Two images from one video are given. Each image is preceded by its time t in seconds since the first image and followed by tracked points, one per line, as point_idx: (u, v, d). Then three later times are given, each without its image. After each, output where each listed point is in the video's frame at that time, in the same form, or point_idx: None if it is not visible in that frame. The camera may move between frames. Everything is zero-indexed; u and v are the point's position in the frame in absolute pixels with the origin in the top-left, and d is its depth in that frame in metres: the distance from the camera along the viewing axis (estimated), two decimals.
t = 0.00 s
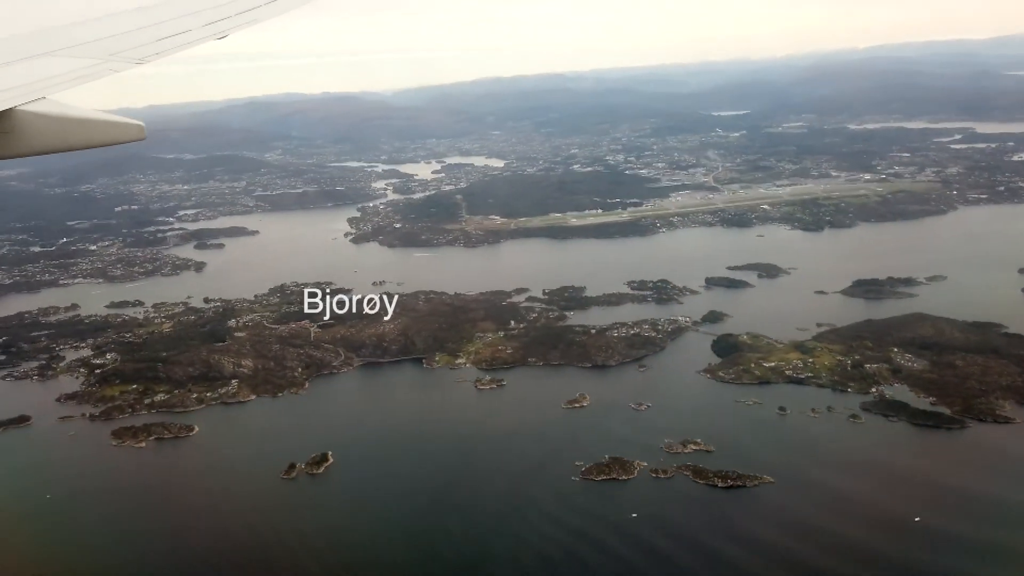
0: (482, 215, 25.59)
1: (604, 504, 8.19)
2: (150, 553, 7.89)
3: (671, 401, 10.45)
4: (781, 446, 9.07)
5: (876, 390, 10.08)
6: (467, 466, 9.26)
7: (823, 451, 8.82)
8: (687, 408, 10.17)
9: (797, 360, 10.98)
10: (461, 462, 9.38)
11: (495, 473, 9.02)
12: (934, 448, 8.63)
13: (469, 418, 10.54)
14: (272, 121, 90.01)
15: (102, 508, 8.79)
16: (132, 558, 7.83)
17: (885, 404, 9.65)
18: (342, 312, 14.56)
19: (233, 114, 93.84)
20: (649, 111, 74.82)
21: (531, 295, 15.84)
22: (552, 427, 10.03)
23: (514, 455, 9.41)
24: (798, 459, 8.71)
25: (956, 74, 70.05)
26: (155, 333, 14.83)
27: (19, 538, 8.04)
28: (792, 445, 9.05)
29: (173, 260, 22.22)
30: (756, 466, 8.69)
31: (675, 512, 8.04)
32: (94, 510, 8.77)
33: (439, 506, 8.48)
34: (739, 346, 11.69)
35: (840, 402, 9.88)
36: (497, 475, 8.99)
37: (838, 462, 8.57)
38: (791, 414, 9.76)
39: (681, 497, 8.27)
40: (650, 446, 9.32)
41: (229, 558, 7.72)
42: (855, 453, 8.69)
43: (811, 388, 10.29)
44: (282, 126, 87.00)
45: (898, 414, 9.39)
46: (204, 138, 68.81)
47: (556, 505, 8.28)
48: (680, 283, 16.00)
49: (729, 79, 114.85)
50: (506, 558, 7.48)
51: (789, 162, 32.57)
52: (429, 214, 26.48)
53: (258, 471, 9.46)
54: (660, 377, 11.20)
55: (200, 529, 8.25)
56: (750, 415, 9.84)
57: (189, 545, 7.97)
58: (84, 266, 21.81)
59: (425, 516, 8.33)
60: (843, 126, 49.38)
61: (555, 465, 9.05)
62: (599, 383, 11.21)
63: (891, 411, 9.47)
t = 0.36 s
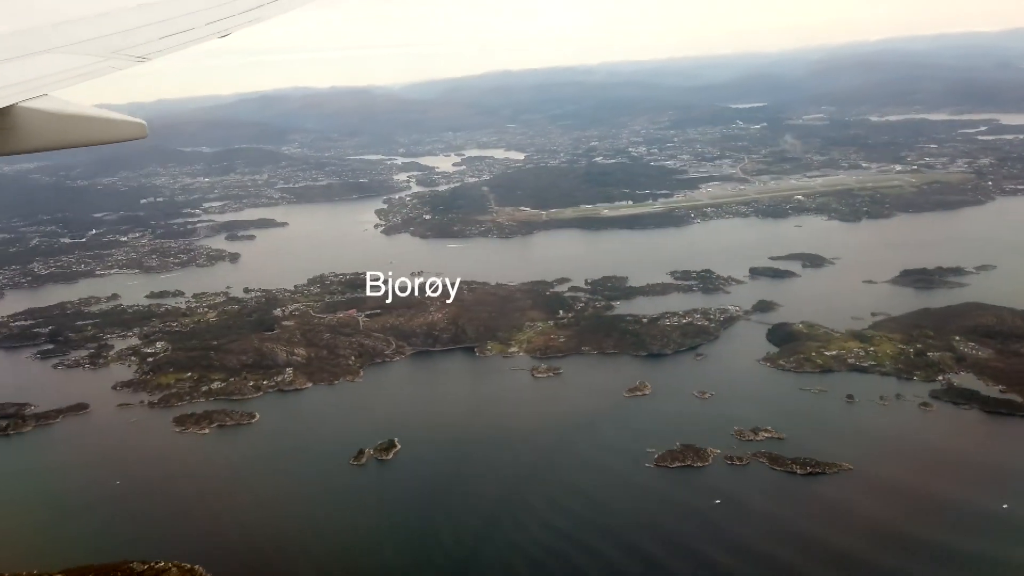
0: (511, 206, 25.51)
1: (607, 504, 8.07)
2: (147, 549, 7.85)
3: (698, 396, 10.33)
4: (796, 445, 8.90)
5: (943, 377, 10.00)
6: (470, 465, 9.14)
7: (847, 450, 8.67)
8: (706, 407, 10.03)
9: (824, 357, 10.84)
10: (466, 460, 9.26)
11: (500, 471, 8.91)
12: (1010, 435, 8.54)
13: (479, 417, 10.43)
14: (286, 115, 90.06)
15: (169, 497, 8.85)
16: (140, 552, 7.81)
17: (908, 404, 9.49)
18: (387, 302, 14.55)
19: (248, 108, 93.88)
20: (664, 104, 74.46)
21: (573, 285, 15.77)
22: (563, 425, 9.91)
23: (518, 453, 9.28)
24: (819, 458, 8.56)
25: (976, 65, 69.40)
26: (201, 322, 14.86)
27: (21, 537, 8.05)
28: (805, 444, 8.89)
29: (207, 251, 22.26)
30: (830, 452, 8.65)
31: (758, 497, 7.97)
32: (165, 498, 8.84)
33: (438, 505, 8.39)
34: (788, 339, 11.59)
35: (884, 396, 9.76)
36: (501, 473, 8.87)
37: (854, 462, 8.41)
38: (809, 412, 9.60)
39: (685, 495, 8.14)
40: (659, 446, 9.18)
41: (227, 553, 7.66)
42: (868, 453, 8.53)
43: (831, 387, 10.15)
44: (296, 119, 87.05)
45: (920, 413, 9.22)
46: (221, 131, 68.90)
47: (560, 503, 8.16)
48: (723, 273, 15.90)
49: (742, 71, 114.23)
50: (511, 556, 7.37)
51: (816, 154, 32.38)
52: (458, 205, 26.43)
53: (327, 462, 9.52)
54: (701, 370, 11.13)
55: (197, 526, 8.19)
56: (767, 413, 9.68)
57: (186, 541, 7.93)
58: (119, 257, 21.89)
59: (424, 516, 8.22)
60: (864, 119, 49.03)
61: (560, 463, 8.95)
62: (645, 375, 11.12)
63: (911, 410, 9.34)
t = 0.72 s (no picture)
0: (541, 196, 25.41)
1: (614, 506, 8.04)
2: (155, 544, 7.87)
3: (713, 394, 10.26)
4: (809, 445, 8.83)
5: (1010, 363, 9.91)
6: (478, 467, 9.13)
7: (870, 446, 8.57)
8: (718, 405, 9.96)
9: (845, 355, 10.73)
10: (473, 462, 9.25)
11: (507, 474, 8.90)
12: None
13: (490, 416, 10.41)
14: (300, 106, 89.98)
15: (203, 492, 8.83)
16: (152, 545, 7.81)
17: (928, 402, 9.37)
18: (433, 290, 14.54)
19: (261, 100, 93.77)
20: (680, 94, 74.00)
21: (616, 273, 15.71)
22: (573, 425, 9.87)
23: (526, 456, 9.26)
24: (835, 458, 8.49)
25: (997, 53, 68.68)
26: (246, 311, 14.88)
27: (34, 538, 8.11)
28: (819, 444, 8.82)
29: (239, 240, 22.27)
30: (902, 439, 8.61)
31: (789, 497, 7.93)
32: (196, 494, 8.83)
33: (443, 507, 8.38)
34: (811, 337, 11.49)
35: (905, 393, 9.65)
36: (508, 477, 8.86)
37: (868, 463, 8.33)
38: (826, 409, 9.51)
39: (692, 498, 8.11)
40: (668, 447, 9.14)
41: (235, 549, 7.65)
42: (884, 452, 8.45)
43: (852, 384, 10.04)
44: (310, 110, 86.95)
45: (941, 412, 9.12)
46: (236, 123, 68.87)
47: (566, 507, 8.14)
48: (766, 261, 15.81)
49: (755, 61, 113.51)
50: (514, 557, 7.34)
51: (843, 143, 32.15)
52: (486, 195, 26.34)
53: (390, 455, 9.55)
54: (719, 363, 11.04)
55: (203, 522, 8.20)
56: (782, 412, 9.61)
57: (191, 537, 7.93)
58: (152, 246, 21.91)
59: (429, 517, 8.21)
60: (886, 108, 48.63)
61: (567, 466, 8.93)
62: (662, 370, 11.04)
63: (930, 408, 9.22)
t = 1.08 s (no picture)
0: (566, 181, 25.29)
1: (615, 494, 8.13)
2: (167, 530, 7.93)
3: (723, 380, 10.29)
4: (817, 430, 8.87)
5: None
6: (485, 452, 9.20)
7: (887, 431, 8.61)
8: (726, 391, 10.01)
9: (860, 340, 10.73)
10: (481, 448, 9.31)
11: (513, 461, 8.97)
12: None
13: (500, 400, 10.44)
14: (308, 95, 89.69)
15: (245, 479, 8.92)
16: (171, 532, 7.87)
17: (944, 383, 9.36)
18: (476, 275, 14.52)
19: (269, 90, 93.52)
20: (691, 77, 73.58)
21: (655, 255, 15.64)
22: (581, 412, 9.92)
23: (532, 443, 9.32)
24: (847, 442, 8.52)
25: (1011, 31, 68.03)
26: (287, 298, 14.90)
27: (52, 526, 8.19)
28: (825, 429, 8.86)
29: (268, 229, 22.25)
30: (974, 417, 8.59)
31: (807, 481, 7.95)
32: (223, 483, 8.88)
33: (448, 491, 8.44)
34: (833, 318, 11.46)
35: (921, 374, 9.65)
36: (514, 463, 8.93)
37: (876, 447, 8.36)
38: (836, 392, 9.52)
39: (696, 484, 8.17)
40: (674, 435, 9.20)
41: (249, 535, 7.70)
42: (892, 438, 8.48)
43: (866, 365, 10.04)
44: (318, 100, 86.71)
45: (957, 393, 9.11)
46: (246, 113, 68.69)
47: (571, 495, 8.21)
48: (807, 242, 15.72)
49: (763, 43, 112.67)
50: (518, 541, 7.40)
51: (865, 125, 31.96)
52: (511, 181, 26.24)
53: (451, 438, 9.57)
54: (731, 347, 11.06)
55: (213, 509, 8.27)
56: (791, 397, 9.64)
57: (202, 524, 7.99)
58: (182, 236, 21.92)
59: (436, 500, 8.27)
60: (903, 89, 48.27)
61: (573, 453, 8.99)
62: (675, 355, 11.06)
63: (946, 389, 9.21)
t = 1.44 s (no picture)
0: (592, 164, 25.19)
1: (621, 488, 8.12)
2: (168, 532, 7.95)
3: (729, 369, 10.23)
4: (819, 420, 8.84)
5: None
6: (484, 445, 9.17)
7: (898, 419, 8.54)
8: (730, 381, 9.97)
9: (870, 324, 10.64)
10: (481, 441, 9.28)
11: (563, 446, 8.99)
12: None
13: (503, 390, 10.40)
14: (315, 87, 89.59)
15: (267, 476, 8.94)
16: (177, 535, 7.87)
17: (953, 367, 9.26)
18: (520, 259, 14.47)
19: (276, 82, 93.43)
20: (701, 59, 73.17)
21: (697, 236, 15.56)
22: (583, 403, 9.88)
23: (531, 435, 9.30)
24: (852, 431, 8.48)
25: None
26: (331, 286, 14.89)
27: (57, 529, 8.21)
28: (826, 419, 8.84)
29: (297, 219, 22.25)
30: None
31: (816, 471, 7.92)
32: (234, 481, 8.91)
33: (445, 484, 8.41)
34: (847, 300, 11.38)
35: (930, 357, 9.55)
36: (514, 456, 8.89)
37: (880, 436, 8.30)
38: (841, 383, 9.47)
39: (700, 476, 8.13)
40: (676, 426, 9.17)
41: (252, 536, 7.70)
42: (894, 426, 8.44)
43: (873, 352, 9.97)
44: (326, 90, 86.59)
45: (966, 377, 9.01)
46: (257, 106, 68.66)
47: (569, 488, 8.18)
48: (849, 219, 15.61)
49: (770, 22, 111.84)
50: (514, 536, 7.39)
51: (889, 102, 31.73)
52: (535, 166, 26.15)
53: (509, 425, 9.58)
54: (738, 337, 10.98)
55: (213, 510, 8.29)
56: (795, 386, 9.60)
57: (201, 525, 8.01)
58: (213, 228, 21.94)
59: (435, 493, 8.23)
60: (920, 65, 47.91)
61: (572, 447, 8.96)
62: (681, 345, 11.00)
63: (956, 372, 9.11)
